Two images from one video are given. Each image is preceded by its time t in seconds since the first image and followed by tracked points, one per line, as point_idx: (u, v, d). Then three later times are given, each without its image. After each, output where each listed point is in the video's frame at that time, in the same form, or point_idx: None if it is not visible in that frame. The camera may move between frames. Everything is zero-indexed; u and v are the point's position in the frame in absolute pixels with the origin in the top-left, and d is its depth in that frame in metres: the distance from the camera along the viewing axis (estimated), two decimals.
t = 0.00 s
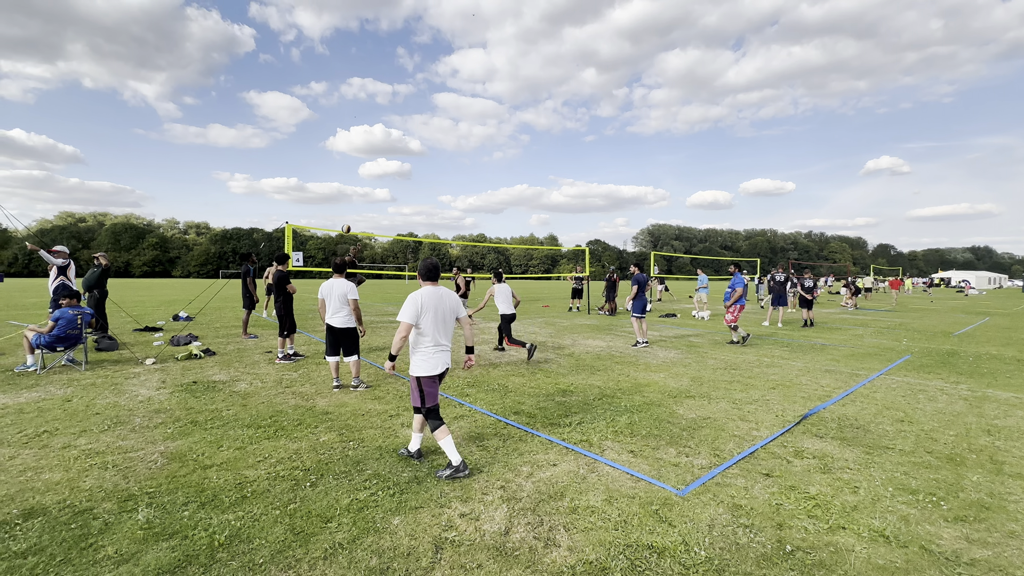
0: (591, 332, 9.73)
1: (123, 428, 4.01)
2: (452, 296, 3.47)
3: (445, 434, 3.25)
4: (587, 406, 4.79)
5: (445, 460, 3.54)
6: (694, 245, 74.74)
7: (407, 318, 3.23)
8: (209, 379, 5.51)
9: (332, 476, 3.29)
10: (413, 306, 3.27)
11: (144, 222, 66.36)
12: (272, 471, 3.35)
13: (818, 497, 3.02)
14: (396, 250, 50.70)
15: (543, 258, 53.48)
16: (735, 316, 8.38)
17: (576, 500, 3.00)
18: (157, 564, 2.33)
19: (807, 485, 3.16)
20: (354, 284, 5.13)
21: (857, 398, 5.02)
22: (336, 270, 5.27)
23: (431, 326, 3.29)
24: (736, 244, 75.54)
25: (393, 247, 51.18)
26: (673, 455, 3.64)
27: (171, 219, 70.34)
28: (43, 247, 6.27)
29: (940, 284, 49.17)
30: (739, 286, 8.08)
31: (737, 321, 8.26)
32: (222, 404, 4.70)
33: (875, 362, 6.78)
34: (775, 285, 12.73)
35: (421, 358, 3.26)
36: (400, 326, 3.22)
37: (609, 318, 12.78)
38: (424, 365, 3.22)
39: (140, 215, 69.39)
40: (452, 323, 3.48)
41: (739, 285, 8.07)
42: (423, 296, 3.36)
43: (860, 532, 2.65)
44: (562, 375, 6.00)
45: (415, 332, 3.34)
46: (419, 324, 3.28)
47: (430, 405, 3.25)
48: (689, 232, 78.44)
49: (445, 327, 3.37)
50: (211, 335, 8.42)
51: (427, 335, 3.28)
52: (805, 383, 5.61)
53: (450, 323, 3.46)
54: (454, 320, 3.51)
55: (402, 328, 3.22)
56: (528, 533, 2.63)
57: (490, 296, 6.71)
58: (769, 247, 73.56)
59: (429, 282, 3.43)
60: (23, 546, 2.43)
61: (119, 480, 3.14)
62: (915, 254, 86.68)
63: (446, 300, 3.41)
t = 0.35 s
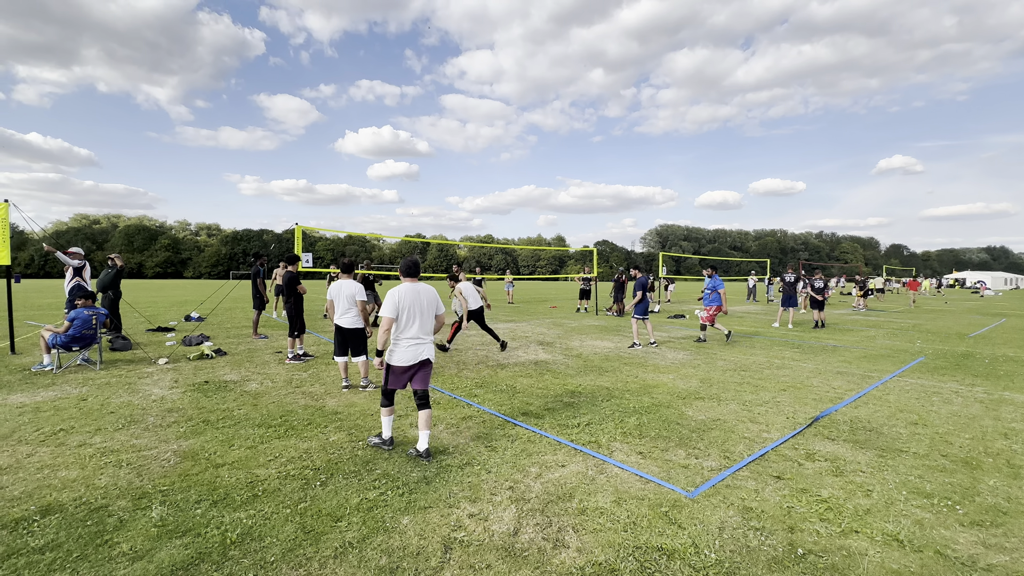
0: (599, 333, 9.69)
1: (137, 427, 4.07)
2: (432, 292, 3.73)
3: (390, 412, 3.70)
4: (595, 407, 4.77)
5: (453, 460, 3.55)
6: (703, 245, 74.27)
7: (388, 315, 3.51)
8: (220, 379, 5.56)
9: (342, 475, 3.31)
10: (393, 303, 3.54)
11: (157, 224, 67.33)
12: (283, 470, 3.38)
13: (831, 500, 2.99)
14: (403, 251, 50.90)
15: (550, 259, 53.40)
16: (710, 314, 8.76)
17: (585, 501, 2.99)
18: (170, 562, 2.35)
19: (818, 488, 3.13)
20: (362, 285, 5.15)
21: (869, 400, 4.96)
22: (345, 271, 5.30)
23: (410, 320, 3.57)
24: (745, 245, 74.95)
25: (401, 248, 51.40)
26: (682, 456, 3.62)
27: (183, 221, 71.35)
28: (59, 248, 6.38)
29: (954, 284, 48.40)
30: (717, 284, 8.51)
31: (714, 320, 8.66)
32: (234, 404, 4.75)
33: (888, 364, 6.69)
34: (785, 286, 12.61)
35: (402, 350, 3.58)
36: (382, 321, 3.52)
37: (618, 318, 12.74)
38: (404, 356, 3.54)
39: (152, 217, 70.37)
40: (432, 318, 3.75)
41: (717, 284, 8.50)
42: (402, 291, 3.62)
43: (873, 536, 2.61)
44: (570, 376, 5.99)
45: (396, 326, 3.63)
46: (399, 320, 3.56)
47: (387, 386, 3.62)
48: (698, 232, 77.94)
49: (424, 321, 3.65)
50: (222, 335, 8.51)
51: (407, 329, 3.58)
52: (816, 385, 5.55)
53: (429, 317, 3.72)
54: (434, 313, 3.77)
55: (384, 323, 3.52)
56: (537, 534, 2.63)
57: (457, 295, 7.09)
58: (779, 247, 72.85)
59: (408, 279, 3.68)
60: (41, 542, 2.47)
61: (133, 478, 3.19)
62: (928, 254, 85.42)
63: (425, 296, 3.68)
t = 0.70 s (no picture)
0: (603, 334, 9.67)
1: (143, 427, 4.09)
2: (407, 295, 4.06)
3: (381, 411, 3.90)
4: (599, 408, 4.76)
5: (457, 461, 3.56)
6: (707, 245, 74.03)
7: (364, 314, 3.80)
8: (225, 380, 5.58)
9: (347, 475, 3.33)
10: (370, 302, 3.83)
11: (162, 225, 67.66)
12: (288, 470, 3.39)
13: (837, 502, 2.97)
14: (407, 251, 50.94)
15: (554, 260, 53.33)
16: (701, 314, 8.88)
17: (589, 503, 2.98)
18: (177, 562, 2.37)
19: (824, 490, 3.11)
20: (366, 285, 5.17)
21: (875, 401, 4.93)
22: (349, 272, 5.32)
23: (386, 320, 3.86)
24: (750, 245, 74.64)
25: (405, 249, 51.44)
26: (687, 458, 3.61)
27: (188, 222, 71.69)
28: (66, 250, 6.43)
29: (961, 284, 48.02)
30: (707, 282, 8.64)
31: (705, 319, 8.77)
32: (238, 404, 4.77)
33: (894, 364, 6.64)
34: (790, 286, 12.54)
35: (375, 348, 3.84)
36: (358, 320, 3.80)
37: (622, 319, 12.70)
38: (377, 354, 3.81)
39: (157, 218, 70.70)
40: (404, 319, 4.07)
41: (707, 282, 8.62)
42: (379, 293, 3.91)
43: (880, 538, 2.60)
44: (574, 376, 5.98)
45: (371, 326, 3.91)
46: (374, 319, 3.85)
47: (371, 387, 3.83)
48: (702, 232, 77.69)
49: (396, 321, 3.94)
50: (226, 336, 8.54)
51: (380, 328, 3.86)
52: (821, 385, 5.53)
53: (402, 318, 4.02)
54: (406, 315, 4.07)
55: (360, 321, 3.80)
56: (541, 535, 2.63)
57: (425, 288, 7.23)
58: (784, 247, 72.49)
59: (385, 282, 3.97)
60: (48, 541, 2.49)
61: (140, 478, 3.21)
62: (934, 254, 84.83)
63: (401, 298, 3.99)
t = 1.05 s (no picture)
0: (603, 334, 9.65)
1: (145, 428, 4.10)
2: (385, 293, 4.12)
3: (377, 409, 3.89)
4: (600, 408, 4.76)
5: (458, 461, 3.56)
6: (708, 245, 73.94)
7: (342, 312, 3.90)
8: (226, 381, 5.59)
9: (348, 476, 3.33)
10: (347, 300, 3.93)
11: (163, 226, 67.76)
12: (290, 471, 3.40)
13: (838, 501, 2.97)
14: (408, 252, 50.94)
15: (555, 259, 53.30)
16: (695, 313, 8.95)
17: (590, 502, 2.98)
18: (179, 562, 2.37)
19: (825, 490, 3.11)
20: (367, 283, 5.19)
21: (876, 400, 4.93)
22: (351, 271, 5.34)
23: (364, 317, 3.92)
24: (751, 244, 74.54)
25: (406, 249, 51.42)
26: (688, 457, 3.61)
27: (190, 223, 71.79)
28: (68, 251, 6.45)
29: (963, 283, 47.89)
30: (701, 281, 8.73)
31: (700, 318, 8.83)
32: (240, 405, 4.78)
33: (895, 363, 6.63)
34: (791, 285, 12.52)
35: (357, 345, 3.91)
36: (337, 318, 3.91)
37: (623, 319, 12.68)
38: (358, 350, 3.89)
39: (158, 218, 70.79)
40: (384, 317, 4.14)
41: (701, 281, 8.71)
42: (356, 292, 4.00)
43: (881, 538, 2.60)
44: (575, 376, 5.98)
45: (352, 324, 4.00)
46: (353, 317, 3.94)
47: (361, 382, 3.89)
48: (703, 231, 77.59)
49: (376, 318, 4.00)
50: (227, 337, 8.54)
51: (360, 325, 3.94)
52: (822, 385, 5.52)
53: (381, 315, 4.08)
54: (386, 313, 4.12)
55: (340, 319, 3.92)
56: (542, 535, 2.63)
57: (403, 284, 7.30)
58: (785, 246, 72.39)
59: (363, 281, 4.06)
60: (51, 542, 2.50)
61: (142, 479, 3.22)
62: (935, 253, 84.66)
63: (379, 296, 4.05)
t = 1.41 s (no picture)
0: (603, 333, 9.64)
1: (144, 428, 4.10)
2: (368, 290, 4.24)
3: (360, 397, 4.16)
4: (600, 407, 4.77)
5: (458, 461, 3.56)
6: (708, 244, 73.96)
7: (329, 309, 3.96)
8: (226, 381, 5.59)
9: (348, 475, 3.34)
10: (335, 298, 3.98)
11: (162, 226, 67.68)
12: (289, 471, 3.40)
13: (837, 499, 2.98)
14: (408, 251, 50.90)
15: (555, 259, 53.28)
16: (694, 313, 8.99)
17: (590, 501, 2.99)
18: (179, 562, 2.38)
19: (824, 487, 3.12)
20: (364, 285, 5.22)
21: (875, 398, 4.94)
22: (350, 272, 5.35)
23: (349, 314, 4.02)
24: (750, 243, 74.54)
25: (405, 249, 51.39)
26: (687, 456, 3.61)
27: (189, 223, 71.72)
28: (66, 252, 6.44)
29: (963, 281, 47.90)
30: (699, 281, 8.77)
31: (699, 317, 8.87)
32: (240, 405, 4.78)
33: (895, 362, 6.63)
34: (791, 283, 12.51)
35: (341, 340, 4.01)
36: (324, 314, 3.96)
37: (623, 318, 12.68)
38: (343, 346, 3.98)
39: (158, 219, 70.70)
40: (366, 313, 4.29)
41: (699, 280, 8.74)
42: (341, 289, 4.07)
43: (880, 535, 2.60)
44: (574, 375, 5.98)
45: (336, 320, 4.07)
46: (339, 313, 4.00)
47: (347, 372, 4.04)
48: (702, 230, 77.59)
49: (359, 314, 4.13)
50: (227, 337, 8.54)
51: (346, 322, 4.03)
52: (822, 383, 5.52)
53: (363, 312, 4.22)
54: (366, 309, 4.27)
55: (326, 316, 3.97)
56: (542, 534, 2.64)
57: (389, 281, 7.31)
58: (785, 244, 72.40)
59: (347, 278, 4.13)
60: (51, 542, 2.50)
61: (142, 479, 3.23)
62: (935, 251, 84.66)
63: (363, 293, 4.18)
